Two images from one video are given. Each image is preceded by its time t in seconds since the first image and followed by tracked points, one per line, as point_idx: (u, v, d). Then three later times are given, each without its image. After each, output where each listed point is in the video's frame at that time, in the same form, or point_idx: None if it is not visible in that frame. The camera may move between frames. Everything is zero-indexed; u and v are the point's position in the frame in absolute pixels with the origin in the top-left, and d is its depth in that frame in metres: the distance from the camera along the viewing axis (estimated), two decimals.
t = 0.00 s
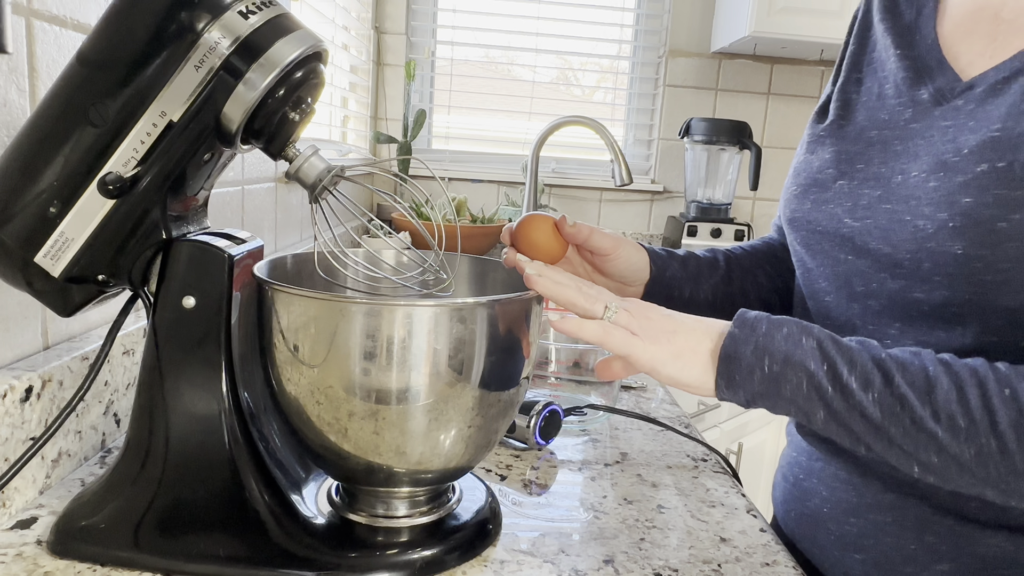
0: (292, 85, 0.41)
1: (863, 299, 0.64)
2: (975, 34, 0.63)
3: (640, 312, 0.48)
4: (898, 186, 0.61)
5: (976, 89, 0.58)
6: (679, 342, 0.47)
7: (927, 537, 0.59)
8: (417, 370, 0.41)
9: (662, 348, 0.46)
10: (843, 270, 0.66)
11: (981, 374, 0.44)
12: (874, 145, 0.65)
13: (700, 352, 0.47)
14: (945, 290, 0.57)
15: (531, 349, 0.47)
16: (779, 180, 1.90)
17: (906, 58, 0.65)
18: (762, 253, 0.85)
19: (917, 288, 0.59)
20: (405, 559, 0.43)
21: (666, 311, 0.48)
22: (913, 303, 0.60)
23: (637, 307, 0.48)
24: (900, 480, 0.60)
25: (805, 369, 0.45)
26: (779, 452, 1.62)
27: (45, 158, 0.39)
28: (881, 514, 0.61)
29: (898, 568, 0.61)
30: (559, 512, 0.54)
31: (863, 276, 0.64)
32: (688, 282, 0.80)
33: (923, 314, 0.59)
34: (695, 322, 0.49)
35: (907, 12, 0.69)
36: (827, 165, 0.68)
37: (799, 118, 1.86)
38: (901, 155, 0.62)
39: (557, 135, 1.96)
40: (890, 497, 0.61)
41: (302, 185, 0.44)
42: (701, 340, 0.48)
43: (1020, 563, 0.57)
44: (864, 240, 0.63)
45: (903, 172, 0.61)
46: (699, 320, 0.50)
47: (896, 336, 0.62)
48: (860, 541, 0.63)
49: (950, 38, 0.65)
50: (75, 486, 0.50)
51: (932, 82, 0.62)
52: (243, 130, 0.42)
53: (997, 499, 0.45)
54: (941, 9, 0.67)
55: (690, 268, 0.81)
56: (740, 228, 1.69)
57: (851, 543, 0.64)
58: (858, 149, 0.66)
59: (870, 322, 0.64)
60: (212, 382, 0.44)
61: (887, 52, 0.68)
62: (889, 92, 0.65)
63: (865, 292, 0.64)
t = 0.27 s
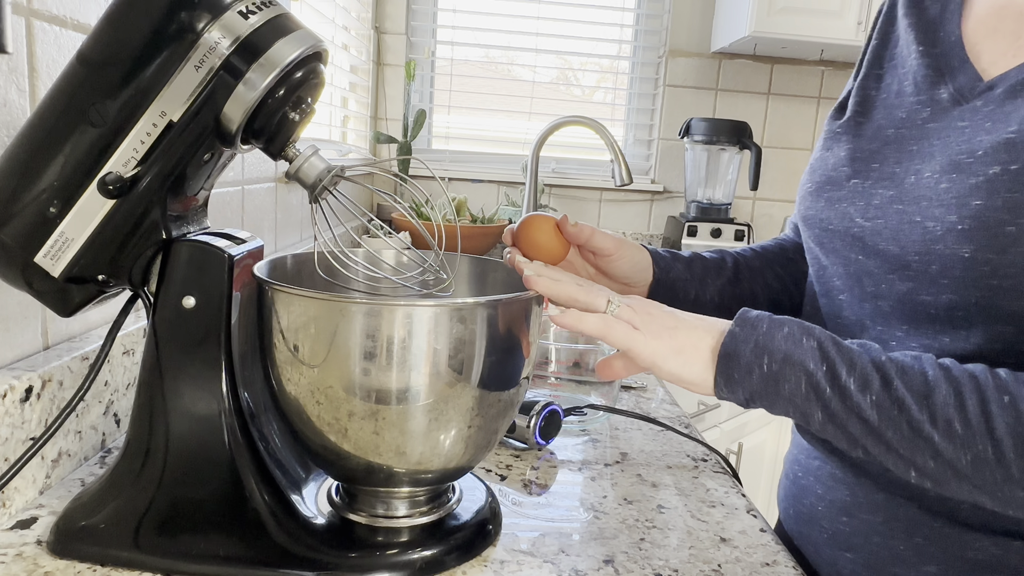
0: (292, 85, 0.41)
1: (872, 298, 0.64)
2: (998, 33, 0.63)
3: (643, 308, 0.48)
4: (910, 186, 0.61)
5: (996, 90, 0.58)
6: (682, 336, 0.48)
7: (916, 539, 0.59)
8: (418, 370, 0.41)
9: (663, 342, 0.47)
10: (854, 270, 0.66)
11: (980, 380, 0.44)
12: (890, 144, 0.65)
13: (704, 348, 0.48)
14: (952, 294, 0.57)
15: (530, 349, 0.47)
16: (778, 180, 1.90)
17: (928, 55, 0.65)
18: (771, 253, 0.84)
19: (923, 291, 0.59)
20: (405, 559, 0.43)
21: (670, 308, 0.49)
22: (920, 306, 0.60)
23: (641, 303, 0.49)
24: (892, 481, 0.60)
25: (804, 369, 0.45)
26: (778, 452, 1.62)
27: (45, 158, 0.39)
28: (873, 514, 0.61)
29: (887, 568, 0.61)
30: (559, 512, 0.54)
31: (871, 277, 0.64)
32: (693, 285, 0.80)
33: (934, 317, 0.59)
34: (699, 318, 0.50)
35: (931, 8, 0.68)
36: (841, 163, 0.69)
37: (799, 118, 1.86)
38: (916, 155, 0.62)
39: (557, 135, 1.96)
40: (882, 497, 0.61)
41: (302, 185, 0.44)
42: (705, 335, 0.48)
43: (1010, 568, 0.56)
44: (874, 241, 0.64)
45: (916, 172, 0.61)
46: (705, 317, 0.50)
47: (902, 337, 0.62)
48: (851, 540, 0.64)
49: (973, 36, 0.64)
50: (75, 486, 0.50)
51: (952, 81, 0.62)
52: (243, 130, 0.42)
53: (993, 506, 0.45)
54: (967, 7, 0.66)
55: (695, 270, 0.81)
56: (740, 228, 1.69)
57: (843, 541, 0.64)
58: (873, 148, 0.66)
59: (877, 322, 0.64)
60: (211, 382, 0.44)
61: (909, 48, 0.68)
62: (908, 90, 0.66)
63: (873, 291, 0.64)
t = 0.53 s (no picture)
0: (292, 85, 0.41)
1: (878, 297, 0.64)
2: (1011, 34, 0.63)
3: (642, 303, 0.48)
4: (913, 186, 0.61)
5: (1003, 91, 0.58)
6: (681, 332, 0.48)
7: (905, 534, 0.59)
8: (417, 370, 0.41)
9: (663, 339, 0.47)
10: (861, 268, 0.66)
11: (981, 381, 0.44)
12: (897, 144, 0.65)
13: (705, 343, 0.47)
14: (949, 291, 0.57)
15: (531, 349, 0.47)
16: (778, 180, 1.90)
17: (940, 56, 0.65)
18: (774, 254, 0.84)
19: (923, 289, 0.59)
20: (405, 559, 0.43)
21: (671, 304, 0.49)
22: (921, 304, 0.60)
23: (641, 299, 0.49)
24: (884, 477, 0.60)
25: (803, 367, 0.45)
26: (778, 452, 1.62)
27: (45, 158, 0.39)
28: (865, 509, 0.62)
29: (879, 563, 0.61)
30: (559, 512, 0.54)
31: (875, 274, 0.64)
32: (695, 285, 0.80)
33: (933, 315, 0.59)
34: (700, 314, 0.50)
35: (948, 8, 0.68)
36: (851, 162, 0.69)
37: (799, 118, 1.86)
38: (921, 155, 0.62)
39: (557, 135, 1.96)
40: (874, 491, 0.61)
41: (302, 185, 0.44)
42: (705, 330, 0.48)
43: (997, 566, 0.56)
44: (877, 239, 0.64)
45: (920, 171, 0.61)
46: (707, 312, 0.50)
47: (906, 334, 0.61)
48: (844, 534, 0.64)
49: (986, 36, 0.64)
50: (75, 486, 0.50)
51: (961, 82, 0.62)
52: (243, 130, 0.42)
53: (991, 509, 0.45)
54: (982, 6, 0.66)
55: (697, 269, 0.81)
56: (740, 228, 1.69)
57: (835, 535, 0.65)
58: (882, 148, 0.66)
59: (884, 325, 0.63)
60: (211, 382, 0.44)
61: (922, 49, 0.68)
62: (919, 90, 0.66)
63: (879, 290, 0.64)
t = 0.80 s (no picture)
0: (292, 85, 0.41)
1: (880, 298, 0.65)
2: (1011, 36, 0.63)
3: (656, 250, 0.44)
4: (913, 187, 0.61)
5: (1003, 93, 0.58)
6: (690, 294, 0.44)
7: (908, 535, 0.59)
8: (417, 370, 0.41)
9: (666, 296, 0.44)
10: (861, 269, 0.66)
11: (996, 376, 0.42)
12: (898, 146, 0.65)
13: (711, 317, 0.44)
14: (950, 293, 0.57)
15: (531, 348, 0.47)
16: (778, 180, 1.90)
17: (941, 58, 0.65)
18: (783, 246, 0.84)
19: (923, 289, 0.60)
20: (405, 559, 0.43)
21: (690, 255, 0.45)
22: (921, 305, 0.60)
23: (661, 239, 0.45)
24: (885, 477, 0.60)
25: (822, 353, 0.42)
26: (778, 452, 1.62)
27: (46, 158, 0.39)
28: (869, 509, 0.62)
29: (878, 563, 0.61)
30: (559, 512, 0.54)
31: (876, 276, 0.64)
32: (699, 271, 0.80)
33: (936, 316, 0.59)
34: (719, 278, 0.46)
35: (947, 11, 0.68)
36: (851, 164, 0.69)
37: (799, 117, 1.86)
38: (921, 157, 0.62)
39: (557, 135, 1.96)
40: (876, 492, 0.61)
41: (302, 185, 0.44)
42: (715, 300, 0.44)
43: (1004, 567, 0.55)
44: (878, 241, 0.64)
45: (920, 173, 0.61)
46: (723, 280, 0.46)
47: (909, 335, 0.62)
48: (845, 533, 0.64)
49: (986, 38, 0.65)
50: (75, 486, 0.50)
51: (962, 84, 0.62)
52: (243, 130, 0.42)
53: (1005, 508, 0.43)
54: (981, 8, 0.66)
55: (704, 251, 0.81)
56: (740, 228, 1.69)
57: (838, 535, 0.65)
58: (883, 150, 0.66)
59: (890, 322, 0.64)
60: (211, 382, 0.44)
61: (923, 51, 0.68)
62: (920, 92, 0.66)
63: (879, 291, 0.64)
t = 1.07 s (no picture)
0: (292, 85, 0.41)
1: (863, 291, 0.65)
2: (984, 31, 0.64)
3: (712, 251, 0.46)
4: (896, 175, 0.62)
5: (981, 82, 0.58)
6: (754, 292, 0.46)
7: (886, 541, 0.59)
8: (417, 370, 0.41)
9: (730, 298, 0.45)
10: (847, 258, 0.66)
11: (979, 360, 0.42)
12: (880, 136, 0.65)
13: (773, 296, 0.46)
14: (932, 279, 0.58)
15: (531, 349, 0.47)
16: (778, 180, 1.90)
17: (920, 51, 0.66)
18: (774, 244, 0.87)
19: (906, 278, 0.60)
20: (405, 559, 0.43)
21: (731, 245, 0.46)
22: (904, 293, 0.60)
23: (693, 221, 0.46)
24: (868, 482, 0.61)
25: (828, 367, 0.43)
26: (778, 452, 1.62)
27: (46, 158, 0.39)
28: (844, 517, 0.62)
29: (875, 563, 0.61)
30: (559, 512, 0.54)
31: (860, 263, 0.64)
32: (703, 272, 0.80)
33: (917, 302, 0.60)
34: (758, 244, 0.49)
35: (929, 10, 0.70)
36: (837, 157, 0.70)
37: (799, 118, 1.86)
38: (903, 145, 0.62)
39: (557, 135, 1.96)
40: (854, 499, 0.61)
41: (302, 185, 0.44)
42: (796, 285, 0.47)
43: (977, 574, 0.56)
44: (861, 229, 0.64)
45: (903, 161, 0.61)
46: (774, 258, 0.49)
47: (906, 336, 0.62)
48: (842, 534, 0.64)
49: (962, 33, 0.65)
50: (75, 486, 0.50)
51: (941, 74, 0.62)
52: (243, 130, 0.42)
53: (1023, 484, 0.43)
54: (960, 6, 0.67)
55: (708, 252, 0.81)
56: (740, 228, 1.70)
57: (817, 544, 0.64)
58: (867, 141, 0.67)
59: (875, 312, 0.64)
60: (212, 382, 0.44)
61: (905, 46, 0.68)
62: (904, 86, 0.66)
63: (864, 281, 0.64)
